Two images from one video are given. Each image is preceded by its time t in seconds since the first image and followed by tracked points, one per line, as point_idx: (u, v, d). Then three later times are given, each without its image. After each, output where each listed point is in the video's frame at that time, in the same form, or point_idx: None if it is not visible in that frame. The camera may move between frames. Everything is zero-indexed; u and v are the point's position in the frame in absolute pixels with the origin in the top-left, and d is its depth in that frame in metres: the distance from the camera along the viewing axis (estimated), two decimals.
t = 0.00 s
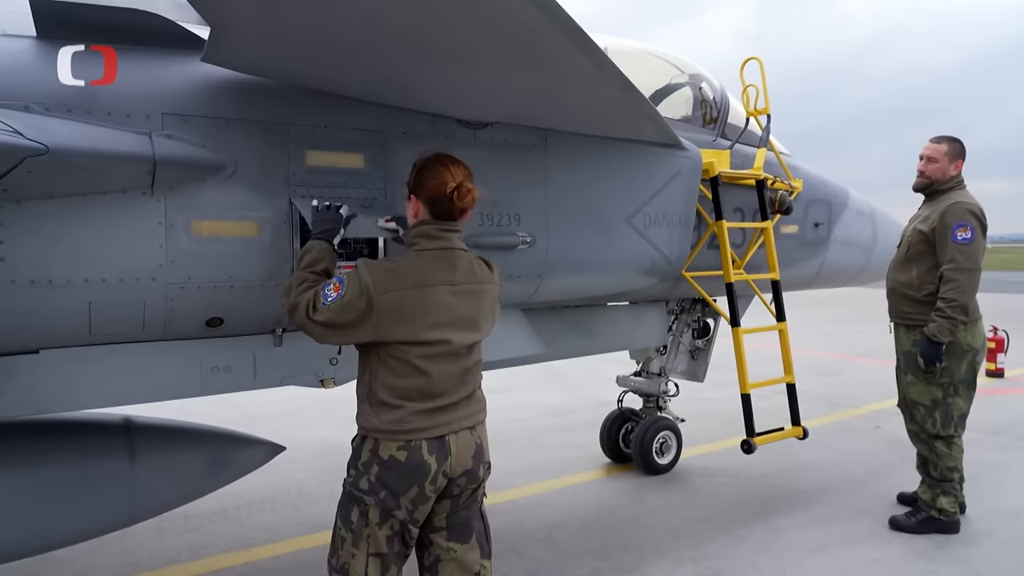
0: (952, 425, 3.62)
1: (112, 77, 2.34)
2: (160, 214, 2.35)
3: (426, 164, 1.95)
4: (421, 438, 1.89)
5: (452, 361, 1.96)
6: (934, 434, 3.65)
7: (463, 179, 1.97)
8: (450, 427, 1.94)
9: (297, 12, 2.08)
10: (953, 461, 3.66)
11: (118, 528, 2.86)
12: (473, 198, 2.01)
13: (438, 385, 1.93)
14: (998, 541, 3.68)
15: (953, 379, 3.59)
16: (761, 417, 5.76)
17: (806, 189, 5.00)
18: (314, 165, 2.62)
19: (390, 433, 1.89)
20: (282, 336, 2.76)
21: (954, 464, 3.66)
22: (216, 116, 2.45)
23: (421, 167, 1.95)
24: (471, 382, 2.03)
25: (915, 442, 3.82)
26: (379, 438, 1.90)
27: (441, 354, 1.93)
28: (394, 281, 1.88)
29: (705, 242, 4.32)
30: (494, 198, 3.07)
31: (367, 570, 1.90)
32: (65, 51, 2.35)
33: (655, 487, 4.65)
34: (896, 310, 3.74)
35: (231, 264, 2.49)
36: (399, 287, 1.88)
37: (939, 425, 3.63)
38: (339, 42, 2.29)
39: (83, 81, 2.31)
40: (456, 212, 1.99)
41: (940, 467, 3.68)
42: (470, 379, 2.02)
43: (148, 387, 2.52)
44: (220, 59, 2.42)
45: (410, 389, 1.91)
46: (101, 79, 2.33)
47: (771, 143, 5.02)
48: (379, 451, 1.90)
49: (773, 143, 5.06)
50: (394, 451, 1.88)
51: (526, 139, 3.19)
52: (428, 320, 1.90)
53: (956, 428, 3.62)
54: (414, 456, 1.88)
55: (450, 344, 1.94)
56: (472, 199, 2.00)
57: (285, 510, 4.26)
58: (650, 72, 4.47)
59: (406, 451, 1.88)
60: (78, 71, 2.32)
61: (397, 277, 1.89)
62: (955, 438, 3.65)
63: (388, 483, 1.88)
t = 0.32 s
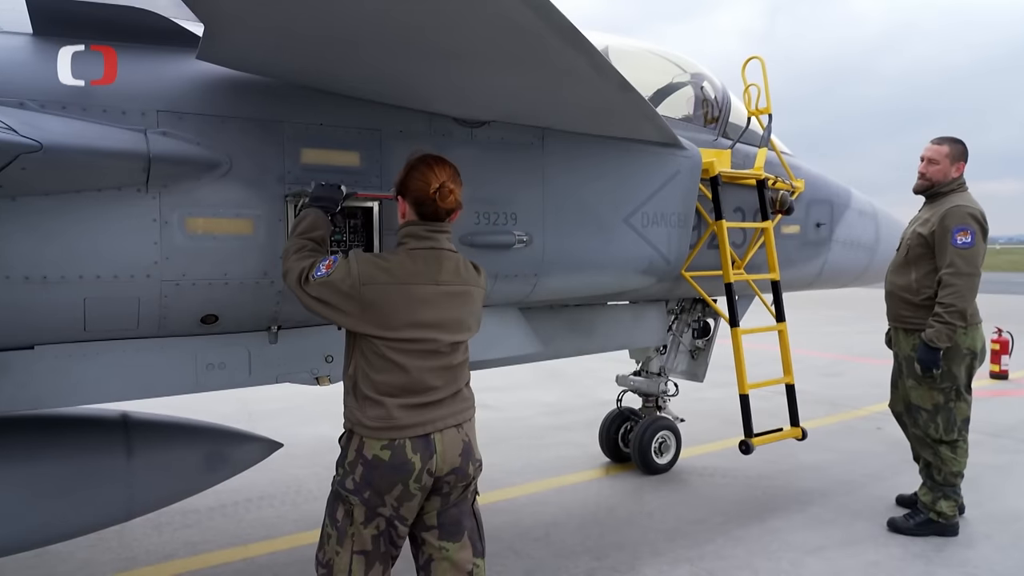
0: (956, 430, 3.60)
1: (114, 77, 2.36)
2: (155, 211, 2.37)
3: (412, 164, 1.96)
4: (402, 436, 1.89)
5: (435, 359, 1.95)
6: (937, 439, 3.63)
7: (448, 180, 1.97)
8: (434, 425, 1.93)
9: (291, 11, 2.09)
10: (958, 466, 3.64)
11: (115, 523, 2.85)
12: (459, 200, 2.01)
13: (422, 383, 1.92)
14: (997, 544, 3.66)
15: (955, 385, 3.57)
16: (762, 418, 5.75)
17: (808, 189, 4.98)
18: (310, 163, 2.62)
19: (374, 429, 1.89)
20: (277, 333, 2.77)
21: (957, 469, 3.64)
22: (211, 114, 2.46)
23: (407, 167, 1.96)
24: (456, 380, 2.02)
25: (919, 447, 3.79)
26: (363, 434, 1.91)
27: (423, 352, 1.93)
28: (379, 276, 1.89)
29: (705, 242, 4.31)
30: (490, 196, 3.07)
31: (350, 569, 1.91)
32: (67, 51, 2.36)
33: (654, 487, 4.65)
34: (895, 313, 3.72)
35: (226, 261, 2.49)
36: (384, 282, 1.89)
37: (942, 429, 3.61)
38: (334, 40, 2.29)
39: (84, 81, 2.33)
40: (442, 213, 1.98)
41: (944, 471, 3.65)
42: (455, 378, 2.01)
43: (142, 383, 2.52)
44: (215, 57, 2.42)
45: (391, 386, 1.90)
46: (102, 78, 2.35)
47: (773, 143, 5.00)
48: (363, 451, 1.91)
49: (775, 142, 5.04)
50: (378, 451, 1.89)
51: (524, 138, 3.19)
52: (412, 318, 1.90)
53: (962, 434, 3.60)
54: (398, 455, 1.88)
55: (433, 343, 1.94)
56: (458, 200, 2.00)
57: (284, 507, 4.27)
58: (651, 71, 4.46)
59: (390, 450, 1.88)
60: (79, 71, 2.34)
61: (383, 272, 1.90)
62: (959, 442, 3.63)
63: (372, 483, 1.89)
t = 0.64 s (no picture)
0: (951, 429, 3.60)
1: (112, 78, 2.37)
2: (148, 210, 2.37)
3: (393, 169, 1.97)
4: (392, 429, 1.91)
5: (417, 351, 1.98)
6: (932, 437, 3.62)
7: (427, 189, 1.99)
8: (420, 416, 1.95)
9: (281, 10, 2.09)
10: (954, 463, 3.62)
11: (112, 522, 2.87)
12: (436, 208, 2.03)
13: (405, 374, 1.94)
14: (995, 542, 3.64)
15: (951, 384, 3.55)
16: (762, 415, 5.74)
17: (807, 186, 4.96)
18: (303, 162, 2.62)
19: (362, 423, 1.90)
20: (272, 332, 2.77)
21: (954, 467, 3.62)
22: (203, 113, 2.46)
23: (388, 172, 1.98)
24: (435, 374, 2.05)
25: (914, 445, 3.79)
26: (350, 428, 1.91)
27: (407, 345, 1.95)
28: (366, 270, 1.91)
29: (703, 239, 4.30)
30: (485, 195, 3.06)
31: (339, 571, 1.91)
32: (66, 52, 2.37)
33: (653, 485, 4.64)
34: (891, 311, 3.71)
35: (219, 260, 2.50)
36: (370, 275, 1.91)
37: (937, 428, 3.60)
38: (325, 39, 2.29)
39: (83, 81, 2.34)
40: (418, 220, 2.00)
41: (939, 470, 3.64)
42: (434, 371, 2.05)
43: (138, 382, 2.53)
44: (207, 57, 2.42)
45: (378, 378, 1.92)
46: (102, 78, 2.36)
47: (772, 140, 4.98)
48: (350, 451, 1.90)
49: (775, 139, 5.02)
50: (367, 450, 1.89)
51: (519, 136, 3.18)
52: (395, 310, 1.93)
53: (956, 432, 3.59)
54: (387, 452, 1.89)
55: (415, 335, 1.96)
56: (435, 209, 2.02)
57: (283, 506, 4.28)
58: (650, 68, 4.45)
59: (379, 448, 1.89)
60: (80, 70, 2.35)
61: (369, 266, 1.92)
62: (954, 441, 3.62)
63: (360, 483, 1.90)
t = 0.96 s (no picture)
0: (946, 426, 3.58)
1: (111, 77, 2.37)
2: (140, 208, 2.37)
3: (365, 165, 2.02)
4: (366, 426, 1.92)
5: (392, 348, 1.97)
6: (928, 434, 3.61)
7: (397, 183, 2.03)
8: (396, 413, 1.97)
9: (272, 8, 2.08)
10: (949, 460, 3.63)
11: (109, 520, 2.90)
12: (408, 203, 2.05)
13: (380, 371, 1.95)
14: (992, 538, 3.64)
15: (946, 381, 3.55)
16: (761, 412, 5.73)
17: (805, 182, 4.95)
18: (296, 159, 2.62)
19: (336, 420, 1.91)
20: (266, 330, 2.76)
21: (950, 463, 3.62)
22: (195, 111, 2.46)
23: (362, 166, 2.03)
24: (413, 371, 2.05)
25: (910, 441, 3.80)
26: (324, 425, 1.93)
27: (381, 341, 1.95)
28: (337, 268, 1.92)
29: (700, 236, 4.29)
30: (479, 192, 3.06)
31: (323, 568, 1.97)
32: (67, 51, 2.38)
33: (651, 482, 4.64)
34: (886, 307, 3.70)
35: (211, 257, 2.50)
36: (342, 273, 1.92)
37: (933, 425, 3.59)
38: (316, 37, 2.29)
39: (82, 81, 2.34)
40: (392, 213, 2.03)
41: (934, 466, 3.65)
42: (411, 368, 2.04)
43: (132, 381, 2.53)
44: (198, 55, 2.42)
45: (351, 375, 1.93)
46: (101, 78, 2.36)
47: (770, 135, 4.97)
48: (325, 448, 1.93)
49: (772, 134, 5.01)
50: (340, 446, 1.91)
51: (514, 133, 3.18)
52: (366, 308, 1.93)
53: (951, 428, 3.58)
54: (360, 448, 1.91)
55: (389, 332, 1.96)
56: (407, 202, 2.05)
57: (281, 503, 4.29)
58: (648, 65, 4.44)
59: (352, 445, 1.91)
60: (70, 69, 2.35)
61: (341, 264, 1.93)
62: (949, 437, 3.62)
63: (335, 479, 1.92)
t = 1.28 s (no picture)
0: (947, 426, 3.57)
1: (112, 77, 2.38)
2: (134, 209, 2.37)
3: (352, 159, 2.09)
4: (356, 426, 1.92)
5: (380, 347, 1.96)
6: (929, 434, 3.60)
7: (361, 181, 2.03)
8: (387, 414, 1.96)
9: (264, 8, 2.08)
10: (951, 460, 3.61)
11: (107, 521, 2.90)
12: (369, 203, 2.03)
13: (368, 371, 1.94)
14: (994, 539, 3.61)
15: (948, 381, 3.52)
16: (762, 411, 5.71)
17: (806, 181, 4.93)
18: (291, 159, 2.62)
19: (325, 420, 1.92)
20: (262, 330, 2.76)
21: (951, 464, 3.61)
22: (190, 112, 2.45)
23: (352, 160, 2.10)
24: (405, 370, 2.03)
25: (911, 441, 3.77)
26: (314, 425, 1.94)
27: (367, 341, 1.95)
28: (318, 268, 1.93)
29: (700, 234, 4.28)
30: (476, 192, 3.05)
31: (319, 568, 1.96)
32: (66, 52, 2.38)
33: (651, 482, 4.63)
34: (885, 307, 3.69)
35: (206, 257, 2.49)
36: (323, 273, 1.92)
37: (934, 425, 3.57)
38: (312, 37, 2.28)
39: (83, 81, 2.35)
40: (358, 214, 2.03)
41: (937, 466, 3.63)
42: (403, 366, 2.02)
43: (129, 382, 2.52)
44: (193, 55, 2.42)
45: (338, 375, 1.93)
46: (101, 78, 2.37)
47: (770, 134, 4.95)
48: (316, 447, 1.94)
49: (772, 133, 4.99)
50: (330, 446, 1.92)
51: (511, 132, 3.17)
52: (349, 307, 1.92)
53: (953, 428, 3.56)
54: (350, 449, 1.91)
55: (375, 331, 1.95)
56: (375, 203, 2.03)
57: (281, 503, 4.29)
58: (649, 64, 4.43)
59: (342, 445, 1.91)
60: (68, 70, 2.35)
61: (322, 264, 1.93)
62: (951, 437, 3.60)
63: (326, 479, 1.92)
